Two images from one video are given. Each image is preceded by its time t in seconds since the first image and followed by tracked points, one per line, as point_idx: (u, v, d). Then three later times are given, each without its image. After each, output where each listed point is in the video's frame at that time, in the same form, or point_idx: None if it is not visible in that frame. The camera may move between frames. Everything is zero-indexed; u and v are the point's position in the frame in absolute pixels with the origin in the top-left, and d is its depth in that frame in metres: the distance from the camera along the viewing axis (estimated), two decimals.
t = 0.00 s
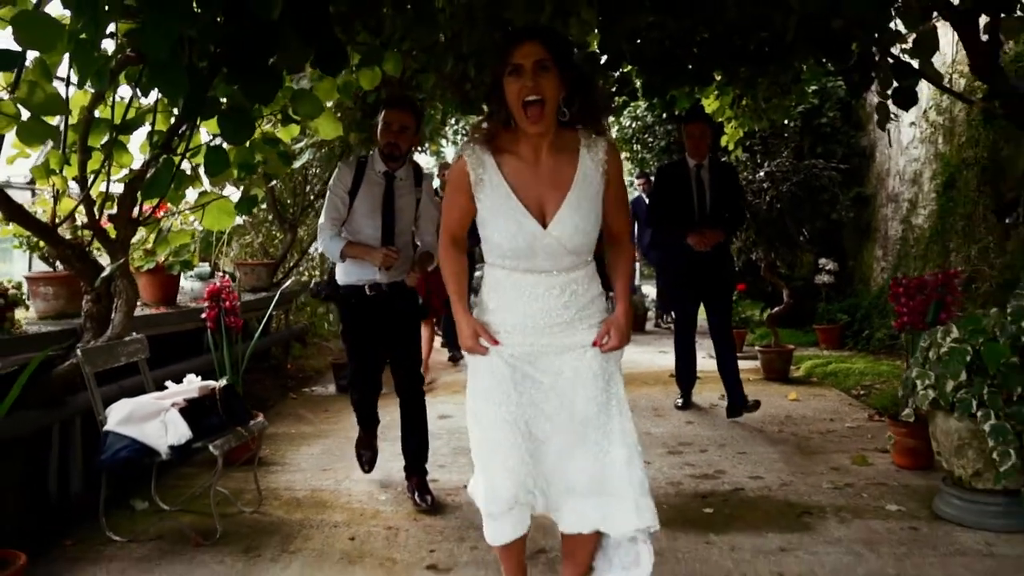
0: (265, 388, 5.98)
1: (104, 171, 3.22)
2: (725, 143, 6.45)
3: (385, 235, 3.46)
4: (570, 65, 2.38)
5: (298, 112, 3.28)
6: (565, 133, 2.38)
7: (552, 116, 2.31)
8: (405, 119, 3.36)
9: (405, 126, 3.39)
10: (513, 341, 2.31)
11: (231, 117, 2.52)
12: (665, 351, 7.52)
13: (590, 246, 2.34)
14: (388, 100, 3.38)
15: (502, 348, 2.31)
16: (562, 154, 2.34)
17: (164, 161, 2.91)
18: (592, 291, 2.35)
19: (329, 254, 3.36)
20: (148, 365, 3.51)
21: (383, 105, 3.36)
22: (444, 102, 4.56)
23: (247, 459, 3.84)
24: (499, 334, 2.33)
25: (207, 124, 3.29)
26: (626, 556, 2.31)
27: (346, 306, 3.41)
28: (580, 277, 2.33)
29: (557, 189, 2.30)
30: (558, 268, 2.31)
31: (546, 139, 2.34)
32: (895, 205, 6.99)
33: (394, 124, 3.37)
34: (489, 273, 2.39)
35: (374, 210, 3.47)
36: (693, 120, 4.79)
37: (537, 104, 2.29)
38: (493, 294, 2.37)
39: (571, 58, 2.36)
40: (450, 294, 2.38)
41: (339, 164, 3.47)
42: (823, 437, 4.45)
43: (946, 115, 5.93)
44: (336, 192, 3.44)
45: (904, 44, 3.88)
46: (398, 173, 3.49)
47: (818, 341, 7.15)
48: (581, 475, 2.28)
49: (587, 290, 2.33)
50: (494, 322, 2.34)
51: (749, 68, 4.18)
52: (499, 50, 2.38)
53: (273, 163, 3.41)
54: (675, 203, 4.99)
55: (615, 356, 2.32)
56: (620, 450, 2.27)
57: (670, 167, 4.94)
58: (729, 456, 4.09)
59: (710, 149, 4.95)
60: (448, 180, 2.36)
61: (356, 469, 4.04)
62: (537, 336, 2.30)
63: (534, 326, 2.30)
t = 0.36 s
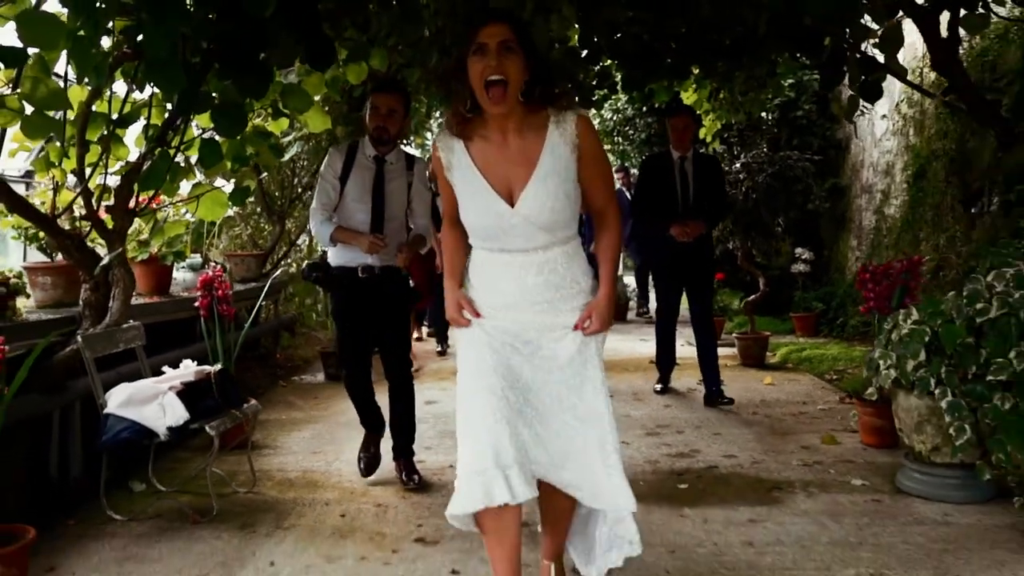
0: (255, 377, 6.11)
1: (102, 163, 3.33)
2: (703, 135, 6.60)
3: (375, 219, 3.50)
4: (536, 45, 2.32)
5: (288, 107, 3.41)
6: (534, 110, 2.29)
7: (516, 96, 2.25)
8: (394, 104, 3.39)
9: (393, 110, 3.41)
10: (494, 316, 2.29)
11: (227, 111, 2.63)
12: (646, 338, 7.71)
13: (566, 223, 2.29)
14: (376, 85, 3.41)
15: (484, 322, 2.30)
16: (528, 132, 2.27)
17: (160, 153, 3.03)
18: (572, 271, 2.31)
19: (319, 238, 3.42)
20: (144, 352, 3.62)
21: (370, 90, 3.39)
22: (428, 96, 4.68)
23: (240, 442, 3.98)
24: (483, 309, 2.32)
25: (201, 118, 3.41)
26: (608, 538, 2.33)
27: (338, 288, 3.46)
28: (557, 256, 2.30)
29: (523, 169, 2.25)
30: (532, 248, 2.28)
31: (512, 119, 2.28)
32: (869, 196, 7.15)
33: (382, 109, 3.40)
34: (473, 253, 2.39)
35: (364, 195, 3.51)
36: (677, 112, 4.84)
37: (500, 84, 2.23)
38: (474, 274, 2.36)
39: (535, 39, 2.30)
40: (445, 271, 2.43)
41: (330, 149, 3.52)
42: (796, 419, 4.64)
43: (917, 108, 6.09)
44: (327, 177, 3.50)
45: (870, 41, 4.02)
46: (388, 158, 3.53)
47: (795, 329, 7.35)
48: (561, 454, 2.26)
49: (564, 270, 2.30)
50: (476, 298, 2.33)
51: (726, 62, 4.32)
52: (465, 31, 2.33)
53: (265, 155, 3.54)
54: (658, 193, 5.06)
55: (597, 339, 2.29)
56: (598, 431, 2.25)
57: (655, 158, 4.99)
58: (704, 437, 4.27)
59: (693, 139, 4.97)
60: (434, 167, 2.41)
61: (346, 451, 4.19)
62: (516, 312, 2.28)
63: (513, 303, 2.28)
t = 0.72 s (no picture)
0: (247, 362, 6.24)
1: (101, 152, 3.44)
2: (685, 126, 6.74)
3: (367, 206, 3.57)
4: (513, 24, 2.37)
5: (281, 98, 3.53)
6: (512, 90, 2.36)
7: (493, 75, 2.31)
8: (383, 93, 3.47)
9: (383, 100, 3.49)
10: (477, 297, 2.41)
11: (224, 102, 2.76)
12: (630, 325, 7.88)
13: (545, 200, 2.36)
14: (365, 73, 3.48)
15: (467, 305, 2.43)
16: (506, 112, 2.34)
17: (159, 142, 3.15)
18: (553, 249, 2.40)
19: (313, 227, 3.50)
20: (143, 335, 3.76)
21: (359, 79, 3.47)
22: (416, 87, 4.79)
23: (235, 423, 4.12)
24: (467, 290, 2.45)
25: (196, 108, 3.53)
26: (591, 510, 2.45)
27: (333, 277, 3.50)
28: (537, 234, 2.38)
29: (500, 147, 2.33)
30: (512, 226, 2.37)
31: (490, 99, 2.35)
32: (847, 186, 7.29)
33: (372, 98, 3.47)
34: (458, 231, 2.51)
35: (356, 182, 3.59)
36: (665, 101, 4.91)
37: (478, 64, 2.29)
38: (458, 253, 2.47)
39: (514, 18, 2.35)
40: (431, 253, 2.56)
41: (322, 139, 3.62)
42: (771, 401, 4.81)
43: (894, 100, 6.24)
44: (320, 167, 3.59)
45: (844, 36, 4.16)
46: (380, 146, 3.61)
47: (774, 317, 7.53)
48: (542, 429, 2.40)
49: (544, 247, 2.39)
50: (461, 279, 2.46)
51: (705, 55, 4.41)
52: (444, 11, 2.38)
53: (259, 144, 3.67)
54: (647, 181, 5.16)
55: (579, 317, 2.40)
56: (576, 406, 2.37)
57: (643, 146, 5.13)
58: (683, 418, 4.44)
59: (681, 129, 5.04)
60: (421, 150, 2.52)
61: (336, 432, 4.34)
62: (498, 292, 2.40)
63: (495, 284, 2.39)
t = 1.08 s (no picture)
0: (241, 347, 6.37)
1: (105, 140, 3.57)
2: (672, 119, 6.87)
3: (361, 200, 3.58)
4: (513, 20, 2.42)
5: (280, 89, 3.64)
6: (509, 89, 2.43)
7: (495, 70, 2.36)
8: (375, 90, 3.48)
9: (376, 98, 3.51)
10: (467, 295, 2.43)
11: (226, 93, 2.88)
12: (617, 314, 8.05)
13: (538, 198, 2.42)
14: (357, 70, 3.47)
15: (456, 305, 2.43)
16: (504, 109, 2.41)
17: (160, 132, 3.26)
18: (543, 245, 2.45)
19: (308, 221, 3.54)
20: (143, 319, 3.89)
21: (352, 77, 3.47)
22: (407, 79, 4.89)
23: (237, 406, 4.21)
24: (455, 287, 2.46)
25: (196, 98, 3.64)
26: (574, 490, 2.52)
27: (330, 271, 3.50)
28: (529, 231, 2.43)
29: (497, 144, 2.38)
30: (504, 223, 2.41)
31: (490, 94, 2.41)
32: (830, 178, 7.43)
33: (364, 96, 3.49)
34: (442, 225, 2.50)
35: (350, 176, 3.62)
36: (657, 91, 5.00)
37: (480, 57, 2.33)
38: (446, 249, 2.49)
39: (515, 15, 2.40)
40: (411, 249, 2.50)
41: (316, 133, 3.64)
42: (752, 387, 4.97)
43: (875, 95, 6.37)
44: (315, 161, 3.62)
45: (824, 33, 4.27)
46: (374, 141, 3.62)
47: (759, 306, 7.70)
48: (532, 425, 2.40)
49: (536, 244, 2.43)
50: (449, 277, 2.46)
51: (693, 51, 4.45)
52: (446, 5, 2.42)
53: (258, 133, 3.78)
54: (639, 169, 5.27)
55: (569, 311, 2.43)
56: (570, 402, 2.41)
57: (635, 134, 5.22)
58: (666, 403, 4.59)
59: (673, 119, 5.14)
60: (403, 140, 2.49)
61: (330, 414, 4.47)
62: (488, 290, 2.41)
63: (485, 282, 2.41)
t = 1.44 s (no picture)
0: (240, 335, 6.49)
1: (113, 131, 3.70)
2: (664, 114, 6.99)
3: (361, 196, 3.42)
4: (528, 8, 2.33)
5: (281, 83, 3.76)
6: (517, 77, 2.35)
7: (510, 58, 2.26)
8: (369, 82, 3.34)
9: (370, 91, 3.37)
10: (460, 285, 2.32)
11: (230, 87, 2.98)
12: (609, 305, 8.18)
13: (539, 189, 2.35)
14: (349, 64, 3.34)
15: (448, 296, 2.33)
16: (510, 98, 2.33)
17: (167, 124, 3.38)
18: (538, 233, 2.36)
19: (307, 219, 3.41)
20: (148, 304, 4.01)
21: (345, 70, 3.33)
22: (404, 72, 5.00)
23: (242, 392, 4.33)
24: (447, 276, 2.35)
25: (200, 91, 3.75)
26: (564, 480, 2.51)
27: (331, 271, 3.37)
28: (525, 219, 2.34)
29: (505, 134, 2.30)
30: (501, 210, 2.31)
31: (499, 82, 2.31)
32: (819, 173, 7.55)
33: (358, 90, 3.35)
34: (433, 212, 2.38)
35: (349, 172, 3.47)
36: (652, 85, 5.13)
37: (497, 44, 2.24)
38: (438, 236, 2.37)
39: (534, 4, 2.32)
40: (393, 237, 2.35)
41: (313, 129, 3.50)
42: (740, 377, 5.10)
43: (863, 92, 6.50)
44: (312, 158, 3.48)
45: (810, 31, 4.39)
46: (371, 135, 3.46)
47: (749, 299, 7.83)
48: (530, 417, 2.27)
49: (532, 231, 2.34)
50: (440, 267, 2.35)
51: (684, 47, 4.56)
52: None
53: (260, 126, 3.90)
54: (634, 160, 5.38)
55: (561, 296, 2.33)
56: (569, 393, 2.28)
57: (631, 127, 5.33)
58: (655, 390, 4.72)
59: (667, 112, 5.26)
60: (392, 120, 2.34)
61: (327, 399, 4.59)
62: (482, 278, 2.31)
63: (480, 270, 2.31)
